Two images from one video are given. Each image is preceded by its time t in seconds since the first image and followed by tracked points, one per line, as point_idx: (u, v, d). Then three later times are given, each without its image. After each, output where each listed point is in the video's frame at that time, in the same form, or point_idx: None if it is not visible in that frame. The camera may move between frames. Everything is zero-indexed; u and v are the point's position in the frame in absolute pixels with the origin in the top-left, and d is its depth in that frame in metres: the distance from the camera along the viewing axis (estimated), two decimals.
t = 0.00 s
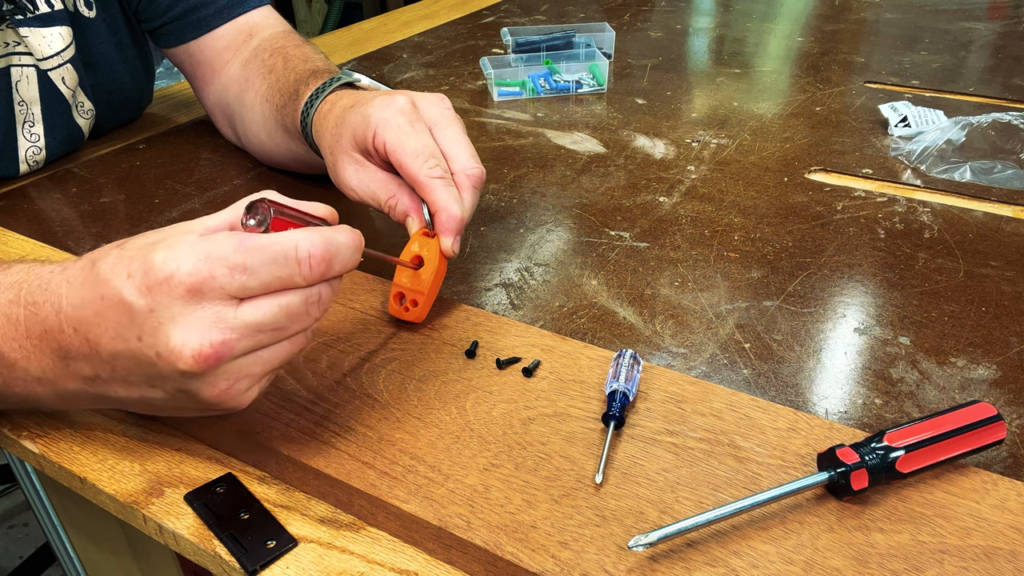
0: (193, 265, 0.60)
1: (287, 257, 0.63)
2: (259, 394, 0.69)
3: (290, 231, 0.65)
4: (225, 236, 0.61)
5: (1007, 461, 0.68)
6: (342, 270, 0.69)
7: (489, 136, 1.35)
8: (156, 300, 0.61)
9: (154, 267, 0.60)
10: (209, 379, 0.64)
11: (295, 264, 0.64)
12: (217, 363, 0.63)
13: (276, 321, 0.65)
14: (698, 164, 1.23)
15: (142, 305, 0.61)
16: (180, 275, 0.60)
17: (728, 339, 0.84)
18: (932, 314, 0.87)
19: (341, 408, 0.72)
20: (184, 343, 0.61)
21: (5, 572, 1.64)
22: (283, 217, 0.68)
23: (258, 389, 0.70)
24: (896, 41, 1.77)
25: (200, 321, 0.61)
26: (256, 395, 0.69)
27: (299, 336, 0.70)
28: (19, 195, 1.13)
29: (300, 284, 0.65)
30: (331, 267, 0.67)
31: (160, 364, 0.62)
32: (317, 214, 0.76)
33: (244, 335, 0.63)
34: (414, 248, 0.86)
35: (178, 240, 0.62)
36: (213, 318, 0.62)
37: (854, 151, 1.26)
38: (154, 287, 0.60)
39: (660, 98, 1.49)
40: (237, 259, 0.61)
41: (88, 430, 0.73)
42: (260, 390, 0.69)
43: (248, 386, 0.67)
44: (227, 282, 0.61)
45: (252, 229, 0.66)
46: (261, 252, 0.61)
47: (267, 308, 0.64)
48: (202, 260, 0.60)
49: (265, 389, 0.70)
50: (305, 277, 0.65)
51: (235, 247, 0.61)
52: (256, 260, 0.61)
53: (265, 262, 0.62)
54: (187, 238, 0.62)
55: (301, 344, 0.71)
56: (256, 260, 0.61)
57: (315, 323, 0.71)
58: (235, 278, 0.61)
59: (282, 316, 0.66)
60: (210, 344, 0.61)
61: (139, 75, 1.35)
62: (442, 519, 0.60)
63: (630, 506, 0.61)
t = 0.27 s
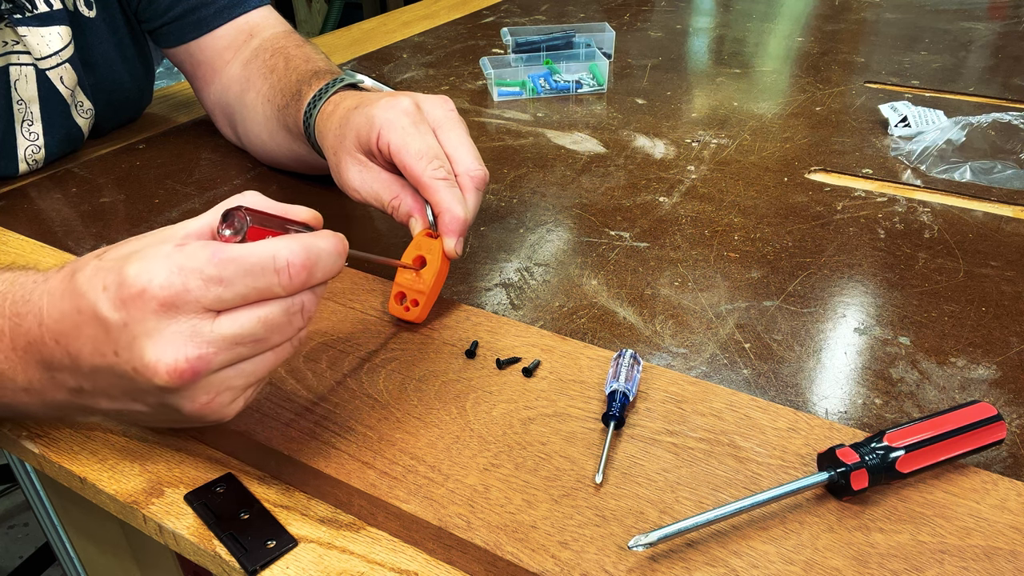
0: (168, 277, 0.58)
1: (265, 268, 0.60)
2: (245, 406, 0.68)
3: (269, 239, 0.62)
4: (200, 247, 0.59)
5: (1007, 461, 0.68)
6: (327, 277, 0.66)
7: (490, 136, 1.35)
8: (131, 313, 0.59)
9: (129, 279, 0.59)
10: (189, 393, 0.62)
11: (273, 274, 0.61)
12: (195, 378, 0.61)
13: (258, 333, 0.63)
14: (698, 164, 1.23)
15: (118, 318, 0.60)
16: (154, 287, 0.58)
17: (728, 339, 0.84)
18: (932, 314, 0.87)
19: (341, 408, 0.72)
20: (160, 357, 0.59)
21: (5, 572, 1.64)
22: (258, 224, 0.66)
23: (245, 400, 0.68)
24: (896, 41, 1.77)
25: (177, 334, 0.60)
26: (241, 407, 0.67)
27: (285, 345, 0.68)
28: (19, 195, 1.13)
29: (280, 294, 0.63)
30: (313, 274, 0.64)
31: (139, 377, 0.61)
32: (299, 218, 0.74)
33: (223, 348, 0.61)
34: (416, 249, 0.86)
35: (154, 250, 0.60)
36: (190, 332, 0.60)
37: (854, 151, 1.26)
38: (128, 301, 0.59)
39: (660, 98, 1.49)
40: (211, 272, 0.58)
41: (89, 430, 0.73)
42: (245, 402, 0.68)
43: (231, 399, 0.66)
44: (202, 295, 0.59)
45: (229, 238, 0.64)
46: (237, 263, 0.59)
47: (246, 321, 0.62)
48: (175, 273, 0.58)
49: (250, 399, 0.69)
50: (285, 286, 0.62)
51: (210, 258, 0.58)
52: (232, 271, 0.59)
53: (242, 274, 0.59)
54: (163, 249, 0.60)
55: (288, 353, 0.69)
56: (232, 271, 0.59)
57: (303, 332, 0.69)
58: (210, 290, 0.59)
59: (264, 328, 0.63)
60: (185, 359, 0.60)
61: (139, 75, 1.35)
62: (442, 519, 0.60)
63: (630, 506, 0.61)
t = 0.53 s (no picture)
0: (106, 309, 0.51)
1: (209, 295, 0.52)
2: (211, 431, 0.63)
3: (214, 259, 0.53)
4: (140, 273, 0.51)
5: (1007, 461, 0.68)
6: (285, 293, 0.58)
7: (490, 136, 1.35)
8: (71, 346, 0.53)
9: (66, 310, 0.52)
10: (145, 425, 0.58)
11: (219, 301, 0.53)
12: (148, 411, 0.56)
13: (211, 360, 0.56)
14: (698, 164, 1.23)
15: (60, 351, 0.53)
16: (91, 320, 0.51)
17: (728, 339, 0.84)
18: (932, 314, 0.87)
19: (342, 407, 0.72)
20: (106, 394, 0.53)
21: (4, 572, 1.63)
22: (201, 241, 0.55)
23: (211, 420, 0.63)
24: (896, 41, 1.77)
25: (122, 368, 0.53)
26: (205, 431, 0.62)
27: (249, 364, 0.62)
28: (19, 196, 1.13)
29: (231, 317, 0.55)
30: (268, 295, 0.56)
31: (90, 412, 0.56)
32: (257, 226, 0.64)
33: (173, 379, 0.55)
34: (420, 250, 0.86)
35: (94, 273, 0.53)
36: (134, 365, 0.53)
37: (854, 151, 1.26)
38: (65, 334, 0.53)
39: (660, 98, 1.49)
40: (151, 303, 0.51)
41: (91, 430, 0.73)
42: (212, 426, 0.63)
43: (194, 426, 0.61)
44: (144, 327, 0.52)
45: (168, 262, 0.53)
46: (179, 292, 0.51)
47: (195, 349, 0.55)
48: (110, 305, 0.51)
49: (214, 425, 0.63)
50: (235, 311, 0.54)
51: (148, 287, 0.51)
52: (174, 301, 0.51)
53: (185, 303, 0.52)
54: (101, 274, 0.52)
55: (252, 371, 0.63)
56: (174, 302, 0.51)
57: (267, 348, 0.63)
58: (151, 322, 0.52)
59: (216, 354, 0.56)
60: (133, 395, 0.54)
61: (137, 74, 1.35)
62: (442, 519, 0.60)
63: (630, 506, 0.61)
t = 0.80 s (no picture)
0: (38, 422, 0.46)
1: (140, 407, 0.45)
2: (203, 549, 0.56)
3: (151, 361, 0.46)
4: (74, 379, 0.46)
5: (1007, 461, 0.68)
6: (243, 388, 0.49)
7: (490, 136, 1.35)
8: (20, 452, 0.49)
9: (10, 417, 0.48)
10: (105, 535, 0.52)
11: (156, 412, 0.45)
12: (101, 522, 0.50)
13: (163, 463, 0.50)
14: (698, 164, 1.23)
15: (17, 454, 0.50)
16: (23, 433, 0.46)
17: (728, 339, 0.84)
18: (932, 314, 0.87)
19: (341, 407, 0.72)
20: (55, 504, 0.49)
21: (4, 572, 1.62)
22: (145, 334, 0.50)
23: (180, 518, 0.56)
24: (896, 41, 1.77)
25: (64, 480, 0.48)
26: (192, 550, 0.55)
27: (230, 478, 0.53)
28: (19, 196, 1.13)
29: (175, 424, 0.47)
30: (216, 397, 0.47)
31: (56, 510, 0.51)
32: (240, 302, 0.59)
33: (121, 490, 0.49)
34: (400, 248, 0.87)
35: (39, 371, 0.49)
36: (77, 477, 0.48)
37: (854, 151, 1.26)
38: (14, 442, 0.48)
39: (660, 98, 1.49)
40: (81, 414, 0.45)
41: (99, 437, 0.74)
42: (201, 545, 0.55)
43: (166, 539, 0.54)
44: (79, 443, 0.46)
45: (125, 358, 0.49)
46: (107, 404, 0.45)
47: (141, 460, 0.48)
48: (48, 420, 0.45)
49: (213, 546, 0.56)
50: (176, 419, 0.47)
51: (79, 398, 0.45)
52: (103, 413, 0.45)
53: (115, 415, 0.45)
54: (43, 373, 0.48)
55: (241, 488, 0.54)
56: (105, 414, 0.45)
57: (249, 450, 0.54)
58: (83, 435, 0.46)
59: (164, 460, 0.49)
60: (78, 508, 0.49)
61: (128, 67, 1.37)
62: (442, 519, 0.60)
63: (630, 506, 0.61)
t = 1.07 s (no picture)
0: (119, 432, 0.51)
1: (222, 423, 0.51)
2: None
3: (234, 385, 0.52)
4: (160, 394, 0.52)
5: (1007, 461, 0.68)
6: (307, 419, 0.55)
7: (489, 136, 1.35)
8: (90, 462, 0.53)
9: (85, 429, 0.53)
10: (155, 553, 0.56)
11: (233, 430, 0.51)
12: (155, 538, 0.54)
13: (222, 484, 0.55)
14: (698, 164, 1.23)
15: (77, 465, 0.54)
16: (102, 442, 0.51)
17: (728, 339, 0.84)
18: (932, 314, 0.87)
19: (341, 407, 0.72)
20: (114, 516, 0.53)
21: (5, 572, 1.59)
22: (234, 359, 0.57)
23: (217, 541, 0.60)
24: (896, 41, 1.77)
25: (128, 492, 0.53)
26: None
27: (276, 537, 0.55)
28: (19, 196, 1.13)
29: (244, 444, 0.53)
30: (284, 423, 0.53)
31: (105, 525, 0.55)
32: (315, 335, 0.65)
33: (180, 505, 0.54)
34: (375, 254, 0.88)
35: (122, 385, 0.55)
36: (140, 490, 0.53)
37: (854, 151, 1.26)
38: (88, 453, 0.53)
39: (660, 98, 1.49)
40: (163, 427, 0.51)
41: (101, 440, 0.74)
42: None
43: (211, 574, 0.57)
44: (155, 455, 0.51)
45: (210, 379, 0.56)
46: (191, 418, 0.51)
47: (204, 476, 0.53)
48: (132, 432, 0.51)
49: None
50: (248, 439, 0.53)
51: (164, 412, 0.51)
52: (185, 427, 0.51)
53: (196, 430, 0.51)
54: (125, 389, 0.54)
55: (283, 546, 0.56)
56: (187, 429, 0.51)
57: (297, 512, 0.56)
58: (161, 447, 0.51)
59: (226, 480, 0.55)
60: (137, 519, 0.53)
61: (131, 63, 1.37)
62: (442, 519, 0.60)
63: (630, 506, 0.61)
